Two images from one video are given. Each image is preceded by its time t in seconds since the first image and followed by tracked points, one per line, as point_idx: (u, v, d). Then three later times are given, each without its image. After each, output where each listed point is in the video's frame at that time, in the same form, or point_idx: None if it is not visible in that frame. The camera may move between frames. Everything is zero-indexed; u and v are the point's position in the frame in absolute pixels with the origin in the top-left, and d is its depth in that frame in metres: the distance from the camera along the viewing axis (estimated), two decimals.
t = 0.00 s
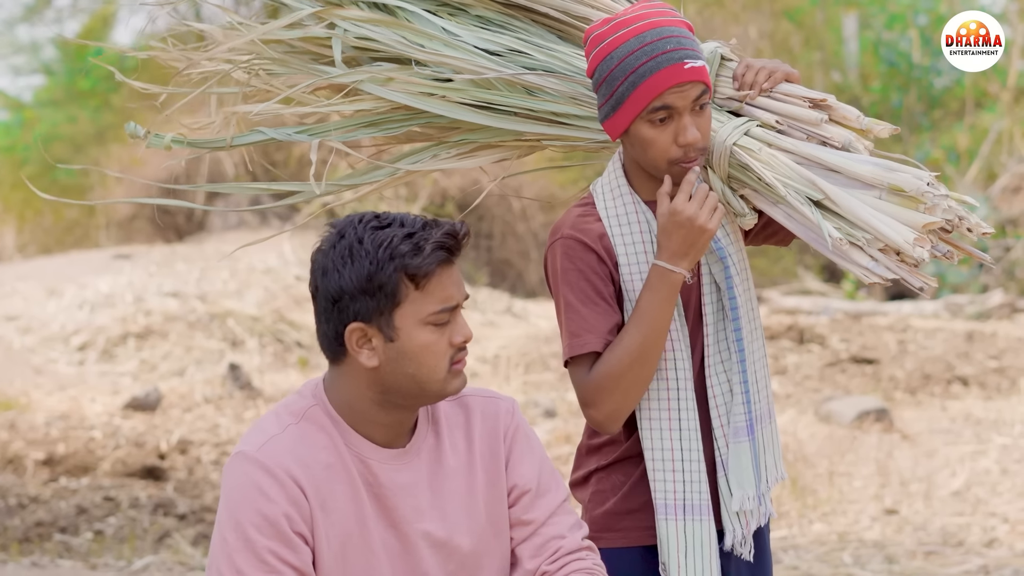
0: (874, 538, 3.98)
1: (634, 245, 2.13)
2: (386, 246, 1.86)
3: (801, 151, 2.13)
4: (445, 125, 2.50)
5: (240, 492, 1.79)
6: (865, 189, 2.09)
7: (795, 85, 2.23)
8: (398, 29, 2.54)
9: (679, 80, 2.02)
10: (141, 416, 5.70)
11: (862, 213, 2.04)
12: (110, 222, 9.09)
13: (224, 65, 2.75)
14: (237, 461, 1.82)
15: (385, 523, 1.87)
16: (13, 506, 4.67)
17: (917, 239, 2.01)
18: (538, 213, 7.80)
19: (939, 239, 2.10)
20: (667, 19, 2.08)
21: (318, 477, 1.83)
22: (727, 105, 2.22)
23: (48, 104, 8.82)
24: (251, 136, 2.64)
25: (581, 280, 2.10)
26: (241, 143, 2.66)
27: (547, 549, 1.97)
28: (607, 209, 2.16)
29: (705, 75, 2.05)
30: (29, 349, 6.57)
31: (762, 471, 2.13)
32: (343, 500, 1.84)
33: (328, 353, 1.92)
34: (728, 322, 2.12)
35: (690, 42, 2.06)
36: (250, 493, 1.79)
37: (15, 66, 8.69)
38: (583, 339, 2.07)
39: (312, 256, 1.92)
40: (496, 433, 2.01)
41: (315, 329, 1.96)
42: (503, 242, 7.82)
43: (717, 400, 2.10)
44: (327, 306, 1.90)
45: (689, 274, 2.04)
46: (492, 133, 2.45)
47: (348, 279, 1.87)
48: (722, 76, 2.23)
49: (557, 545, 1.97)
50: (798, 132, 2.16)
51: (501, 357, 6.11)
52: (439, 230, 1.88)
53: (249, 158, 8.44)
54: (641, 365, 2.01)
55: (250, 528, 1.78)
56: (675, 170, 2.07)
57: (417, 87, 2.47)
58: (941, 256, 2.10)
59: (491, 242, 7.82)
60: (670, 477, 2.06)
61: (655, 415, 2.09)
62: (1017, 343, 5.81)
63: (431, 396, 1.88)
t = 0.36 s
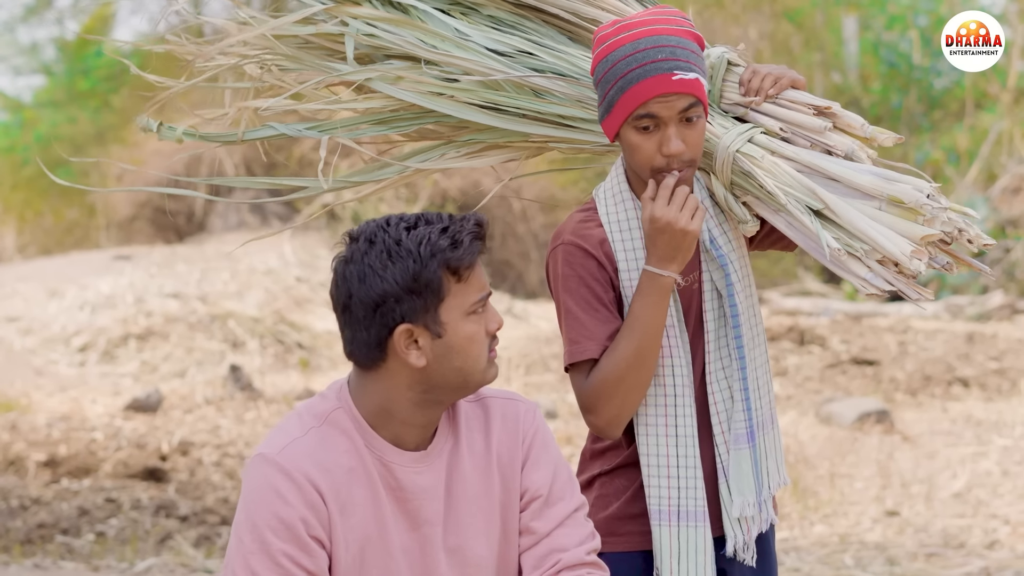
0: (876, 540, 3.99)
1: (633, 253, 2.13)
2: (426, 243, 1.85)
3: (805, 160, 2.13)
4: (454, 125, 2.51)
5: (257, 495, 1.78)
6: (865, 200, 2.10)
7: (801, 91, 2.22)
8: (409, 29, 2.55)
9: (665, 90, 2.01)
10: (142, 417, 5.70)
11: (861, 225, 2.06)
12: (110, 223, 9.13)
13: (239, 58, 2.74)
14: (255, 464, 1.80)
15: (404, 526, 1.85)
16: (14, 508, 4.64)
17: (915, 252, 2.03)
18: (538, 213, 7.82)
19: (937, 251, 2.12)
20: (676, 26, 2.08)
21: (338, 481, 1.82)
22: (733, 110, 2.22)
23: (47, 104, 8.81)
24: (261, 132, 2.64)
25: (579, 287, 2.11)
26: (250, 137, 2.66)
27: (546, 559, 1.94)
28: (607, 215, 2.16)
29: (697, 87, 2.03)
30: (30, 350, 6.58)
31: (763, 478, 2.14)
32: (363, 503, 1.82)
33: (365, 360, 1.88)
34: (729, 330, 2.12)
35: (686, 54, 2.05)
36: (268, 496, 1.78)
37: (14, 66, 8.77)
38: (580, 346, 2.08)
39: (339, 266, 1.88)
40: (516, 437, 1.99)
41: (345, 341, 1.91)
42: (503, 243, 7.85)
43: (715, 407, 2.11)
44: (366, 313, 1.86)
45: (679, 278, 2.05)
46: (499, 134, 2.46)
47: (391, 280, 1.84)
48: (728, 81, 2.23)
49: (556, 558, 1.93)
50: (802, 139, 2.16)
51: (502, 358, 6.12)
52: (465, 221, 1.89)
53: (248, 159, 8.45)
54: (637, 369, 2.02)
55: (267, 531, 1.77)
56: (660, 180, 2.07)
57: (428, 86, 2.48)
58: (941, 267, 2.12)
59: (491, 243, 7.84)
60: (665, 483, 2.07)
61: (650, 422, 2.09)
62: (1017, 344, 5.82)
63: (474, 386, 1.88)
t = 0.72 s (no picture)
0: (877, 541, 3.99)
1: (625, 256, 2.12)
2: (430, 243, 1.85)
3: (803, 166, 2.13)
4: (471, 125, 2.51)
5: (269, 499, 1.76)
6: (858, 207, 2.09)
7: (807, 96, 2.23)
8: (425, 29, 2.54)
9: (630, 100, 2.01)
10: (143, 418, 5.69)
11: (850, 233, 2.05)
12: (110, 224, 9.09)
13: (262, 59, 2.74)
14: (267, 468, 1.79)
15: (412, 529, 1.85)
16: (16, 509, 4.61)
17: (901, 261, 2.02)
18: (538, 214, 7.85)
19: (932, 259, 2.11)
20: (672, 37, 2.07)
21: (349, 486, 1.81)
22: (739, 114, 2.23)
23: (47, 104, 8.93)
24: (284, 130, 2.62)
25: (570, 289, 2.12)
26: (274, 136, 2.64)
27: (544, 562, 1.94)
28: (605, 217, 2.15)
29: (668, 100, 2.01)
30: (30, 351, 6.57)
31: (755, 486, 2.13)
32: (373, 508, 1.82)
33: (373, 365, 1.87)
34: (724, 337, 2.13)
35: (665, 68, 2.02)
36: (281, 501, 1.77)
37: (16, 67, 8.86)
38: (565, 349, 2.10)
39: (344, 272, 1.88)
40: (519, 441, 1.99)
41: (351, 348, 1.90)
42: (503, 244, 7.87)
43: (708, 413, 2.11)
44: (376, 318, 1.86)
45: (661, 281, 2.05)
46: (514, 135, 2.46)
47: (398, 283, 1.84)
48: (735, 85, 2.24)
49: (553, 561, 1.93)
50: (803, 145, 2.16)
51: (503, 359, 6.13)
52: (463, 219, 1.90)
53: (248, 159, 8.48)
54: (621, 373, 2.03)
55: (278, 536, 1.75)
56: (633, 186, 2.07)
57: (444, 87, 2.48)
58: (932, 276, 2.12)
59: (491, 244, 7.86)
60: (652, 487, 2.07)
61: (641, 426, 2.09)
62: (1017, 345, 5.87)
63: (485, 381, 1.88)
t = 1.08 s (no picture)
0: (877, 541, 3.99)
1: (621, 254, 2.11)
2: (413, 237, 1.84)
3: (797, 168, 2.12)
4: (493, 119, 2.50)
5: (264, 502, 1.74)
6: (846, 211, 2.08)
7: (814, 99, 2.22)
8: (449, 24, 2.54)
9: (629, 99, 2.00)
10: (143, 419, 5.68)
11: (834, 236, 2.05)
12: (110, 224, 9.13)
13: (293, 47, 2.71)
14: (260, 471, 1.77)
15: (406, 529, 1.83)
16: (16, 509, 4.59)
17: (880, 264, 2.01)
18: (538, 214, 7.87)
19: (918, 265, 2.10)
20: (674, 37, 2.06)
21: (343, 486, 1.79)
22: (746, 116, 2.23)
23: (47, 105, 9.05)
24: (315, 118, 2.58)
25: (564, 286, 2.13)
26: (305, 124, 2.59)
27: (537, 562, 1.93)
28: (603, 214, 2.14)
29: (665, 100, 2.00)
30: (30, 352, 6.56)
31: (750, 486, 2.11)
32: (366, 508, 1.80)
33: (363, 362, 1.86)
34: (720, 336, 2.12)
35: (665, 67, 2.02)
36: (275, 504, 1.75)
37: (16, 68, 8.96)
38: (559, 347, 2.10)
39: (328, 272, 1.86)
40: (510, 441, 1.98)
41: (339, 348, 1.89)
42: (503, 244, 7.86)
43: (705, 413, 2.11)
44: (362, 314, 1.84)
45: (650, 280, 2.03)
46: (533, 130, 2.44)
47: (384, 278, 1.82)
48: (743, 87, 2.23)
49: (546, 562, 1.93)
50: (804, 147, 2.16)
51: (503, 360, 6.12)
52: (444, 212, 1.89)
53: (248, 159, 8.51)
54: (610, 373, 2.04)
55: (273, 540, 1.73)
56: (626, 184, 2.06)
57: (465, 80, 2.46)
58: (914, 284, 2.10)
59: (491, 244, 7.84)
60: (642, 483, 2.07)
61: (635, 425, 2.09)
62: (1017, 345, 5.90)
63: (474, 375, 1.87)
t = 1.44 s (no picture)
0: (875, 542, 3.98)
1: (622, 252, 2.10)
2: (398, 230, 1.83)
3: (793, 167, 2.11)
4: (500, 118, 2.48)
5: (250, 500, 1.74)
6: (842, 210, 2.07)
7: (816, 100, 2.21)
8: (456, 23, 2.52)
9: (655, 96, 1.98)
10: (141, 418, 5.67)
11: (828, 234, 2.04)
12: (110, 224, 9.13)
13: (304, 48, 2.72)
14: (246, 470, 1.76)
15: (395, 524, 1.82)
16: (13, 509, 4.58)
17: (871, 264, 2.00)
18: (538, 214, 7.87)
19: (911, 266, 2.09)
20: (674, 32, 2.06)
21: (330, 483, 1.78)
22: (747, 116, 2.23)
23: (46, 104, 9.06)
24: (325, 118, 2.57)
25: (566, 285, 2.12)
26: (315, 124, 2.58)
27: (528, 557, 1.92)
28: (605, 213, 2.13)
29: (689, 92, 1.99)
30: (29, 351, 6.55)
31: (746, 484, 2.10)
32: (353, 504, 1.79)
33: (348, 356, 1.85)
34: (716, 335, 2.11)
35: (681, 60, 2.02)
36: (261, 502, 1.74)
37: (16, 67, 8.97)
38: (563, 345, 2.10)
39: (313, 266, 1.86)
40: (498, 435, 1.97)
41: (324, 342, 1.88)
42: (502, 244, 7.87)
43: (700, 411, 2.09)
44: (347, 307, 1.83)
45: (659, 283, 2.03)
46: (539, 129, 2.43)
47: (368, 270, 1.81)
48: (746, 87, 2.23)
49: (537, 557, 1.92)
50: (802, 147, 2.15)
51: (501, 360, 6.12)
52: (431, 206, 1.88)
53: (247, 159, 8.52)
54: (614, 372, 2.03)
55: (260, 538, 1.72)
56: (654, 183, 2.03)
57: (472, 78, 2.45)
58: (906, 284, 2.09)
59: (491, 244, 7.86)
60: (642, 482, 2.07)
61: (632, 423, 2.09)
62: (1016, 345, 5.90)
63: (459, 371, 1.85)
